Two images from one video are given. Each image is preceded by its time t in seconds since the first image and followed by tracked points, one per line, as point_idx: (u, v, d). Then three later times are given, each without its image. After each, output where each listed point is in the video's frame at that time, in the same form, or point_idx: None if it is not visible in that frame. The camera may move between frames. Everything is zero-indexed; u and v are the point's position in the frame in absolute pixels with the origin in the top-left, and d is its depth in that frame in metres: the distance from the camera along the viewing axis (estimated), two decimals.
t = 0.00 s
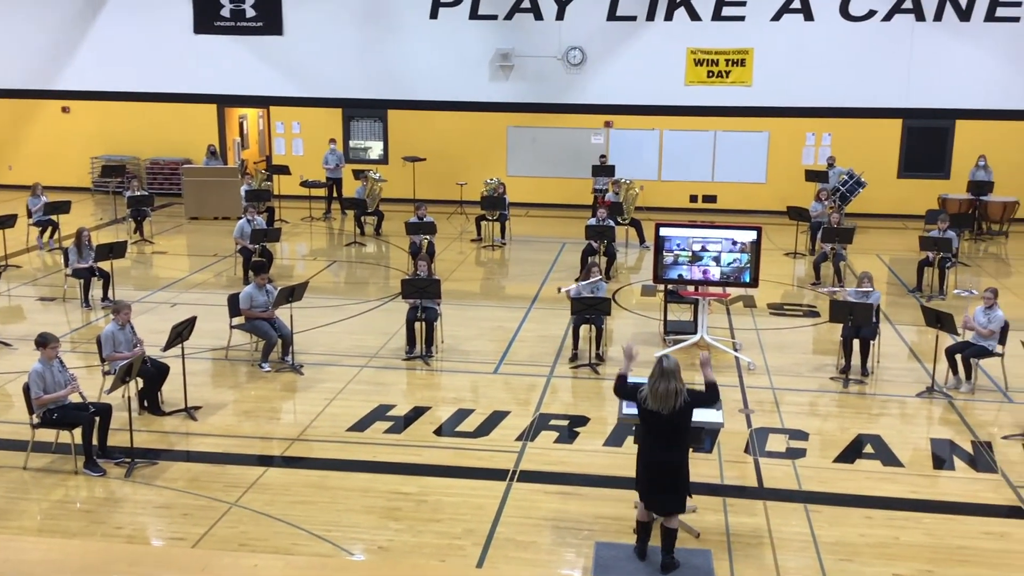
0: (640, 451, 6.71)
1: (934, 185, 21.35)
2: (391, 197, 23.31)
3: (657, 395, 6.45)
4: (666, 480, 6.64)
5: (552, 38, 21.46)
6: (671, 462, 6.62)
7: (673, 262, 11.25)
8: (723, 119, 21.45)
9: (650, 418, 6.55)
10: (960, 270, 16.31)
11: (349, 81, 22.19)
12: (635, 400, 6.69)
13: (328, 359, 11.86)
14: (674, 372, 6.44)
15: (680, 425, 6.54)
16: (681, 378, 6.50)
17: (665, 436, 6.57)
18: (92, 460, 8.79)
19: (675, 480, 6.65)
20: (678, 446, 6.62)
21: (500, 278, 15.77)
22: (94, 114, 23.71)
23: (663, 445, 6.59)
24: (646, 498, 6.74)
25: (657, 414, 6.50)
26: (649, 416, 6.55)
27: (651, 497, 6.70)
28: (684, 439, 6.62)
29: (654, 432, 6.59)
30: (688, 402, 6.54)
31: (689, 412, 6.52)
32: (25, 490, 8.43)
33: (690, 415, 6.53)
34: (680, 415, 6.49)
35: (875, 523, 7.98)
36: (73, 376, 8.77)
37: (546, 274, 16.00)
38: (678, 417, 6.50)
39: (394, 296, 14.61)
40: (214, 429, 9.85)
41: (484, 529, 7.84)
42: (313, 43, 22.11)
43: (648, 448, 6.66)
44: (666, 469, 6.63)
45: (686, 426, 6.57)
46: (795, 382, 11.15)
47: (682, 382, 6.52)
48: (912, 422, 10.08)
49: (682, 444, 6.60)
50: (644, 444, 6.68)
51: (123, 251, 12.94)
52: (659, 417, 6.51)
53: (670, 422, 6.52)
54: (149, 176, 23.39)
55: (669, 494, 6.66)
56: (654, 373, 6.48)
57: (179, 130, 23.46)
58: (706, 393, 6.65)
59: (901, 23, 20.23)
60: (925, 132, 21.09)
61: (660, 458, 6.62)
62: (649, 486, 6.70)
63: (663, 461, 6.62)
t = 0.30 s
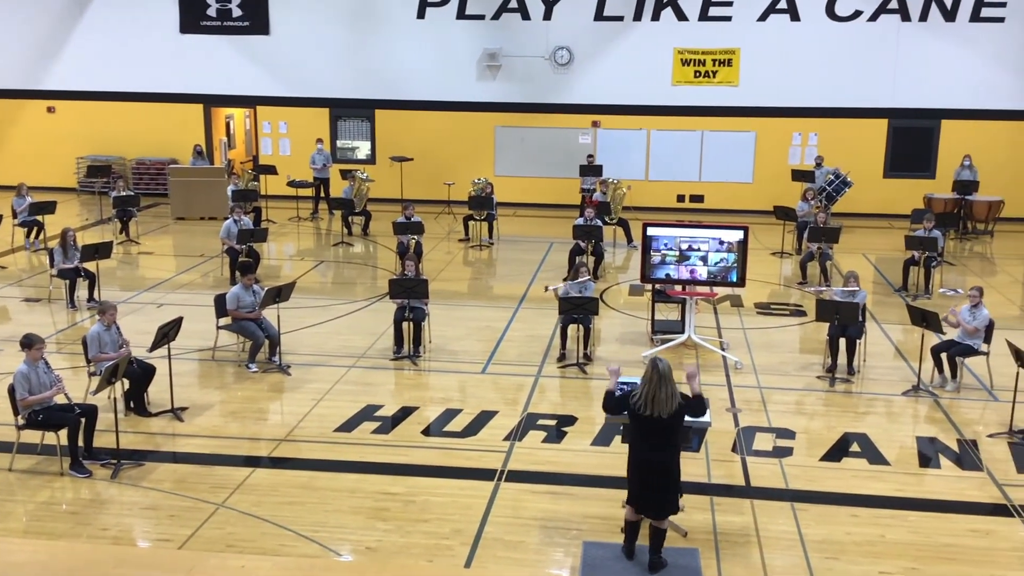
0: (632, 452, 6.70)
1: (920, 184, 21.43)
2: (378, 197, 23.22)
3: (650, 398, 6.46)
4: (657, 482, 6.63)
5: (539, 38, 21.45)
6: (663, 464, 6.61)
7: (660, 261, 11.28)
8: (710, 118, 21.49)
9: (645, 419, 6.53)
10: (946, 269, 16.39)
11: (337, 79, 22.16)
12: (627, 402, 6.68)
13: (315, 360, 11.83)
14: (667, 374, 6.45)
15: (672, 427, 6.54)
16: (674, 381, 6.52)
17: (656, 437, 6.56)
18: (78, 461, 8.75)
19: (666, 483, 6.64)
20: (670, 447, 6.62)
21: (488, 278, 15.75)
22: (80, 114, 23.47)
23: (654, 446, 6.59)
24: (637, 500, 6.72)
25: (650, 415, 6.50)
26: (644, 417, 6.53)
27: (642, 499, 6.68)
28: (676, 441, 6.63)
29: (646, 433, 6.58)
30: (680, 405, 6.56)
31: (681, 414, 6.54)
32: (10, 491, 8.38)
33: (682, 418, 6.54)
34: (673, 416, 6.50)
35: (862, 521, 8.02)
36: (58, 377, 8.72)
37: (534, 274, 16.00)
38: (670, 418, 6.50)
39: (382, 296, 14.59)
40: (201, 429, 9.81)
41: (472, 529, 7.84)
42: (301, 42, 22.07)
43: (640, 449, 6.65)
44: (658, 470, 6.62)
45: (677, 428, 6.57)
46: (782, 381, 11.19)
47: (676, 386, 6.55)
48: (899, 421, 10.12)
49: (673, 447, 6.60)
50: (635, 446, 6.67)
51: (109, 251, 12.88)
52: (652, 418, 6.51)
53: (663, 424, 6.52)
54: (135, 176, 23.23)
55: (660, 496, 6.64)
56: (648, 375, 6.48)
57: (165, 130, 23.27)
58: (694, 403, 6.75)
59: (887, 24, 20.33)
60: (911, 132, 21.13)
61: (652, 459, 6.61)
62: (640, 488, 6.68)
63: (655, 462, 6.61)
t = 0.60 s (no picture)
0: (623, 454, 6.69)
1: (909, 184, 21.50)
2: (368, 196, 23.17)
3: (641, 398, 6.46)
4: (651, 481, 6.64)
5: (529, 38, 21.50)
6: (655, 462, 6.62)
7: (650, 261, 11.30)
8: (700, 118, 21.54)
9: (637, 418, 6.53)
10: (934, 268, 16.47)
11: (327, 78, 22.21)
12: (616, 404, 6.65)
13: (304, 360, 11.81)
14: (657, 372, 6.47)
15: (664, 426, 6.56)
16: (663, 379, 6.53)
17: (648, 437, 6.56)
18: (65, 461, 8.71)
19: (659, 482, 6.65)
20: (662, 447, 6.63)
21: (477, 278, 15.74)
22: (67, 113, 23.36)
23: (646, 446, 6.59)
24: (631, 501, 6.71)
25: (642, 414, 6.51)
26: (636, 416, 6.53)
27: (636, 499, 6.68)
28: (667, 439, 6.64)
29: (638, 434, 6.57)
30: (670, 403, 6.58)
31: (672, 412, 6.56)
32: None
33: (672, 416, 6.56)
34: (664, 414, 6.52)
35: (850, 519, 8.04)
36: (45, 378, 8.68)
37: (523, 274, 16.02)
38: (661, 416, 6.52)
39: (371, 295, 14.57)
40: (190, 430, 9.78)
41: (462, 529, 7.83)
42: (291, 41, 22.10)
43: (632, 450, 6.63)
44: (650, 470, 6.63)
45: (668, 426, 6.59)
46: (771, 380, 11.22)
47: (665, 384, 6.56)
48: (887, 420, 10.16)
49: (665, 446, 6.61)
50: (627, 447, 6.65)
51: (97, 251, 12.82)
52: (643, 417, 6.51)
53: (655, 423, 6.53)
54: (123, 175, 23.11)
55: (654, 495, 6.65)
56: (638, 374, 6.48)
57: (154, 129, 23.17)
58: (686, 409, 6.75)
59: (875, 23, 20.48)
60: (898, 132, 21.15)
61: (645, 459, 6.61)
62: (634, 489, 6.68)
63: (648, 461, 6.62)
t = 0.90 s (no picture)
0: (615, 453, 6.72)
1: (898, 183, 21.59)
2: (358, 195, 23.13)
3: (631, 399, 6.46)
4: (642, 482, 6.66)
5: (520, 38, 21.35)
6: (647, 463, 6.63)
7: (640, 260, 11.31)
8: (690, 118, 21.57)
9: (627, 419, 6.53)
10: (923, 267, 16.51)
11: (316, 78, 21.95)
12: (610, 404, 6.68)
13: (295, 359, 11.78)
14: (648, 373, 6.45)
15: (656, 427, 6.55)
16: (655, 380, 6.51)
17: (639, 437, 6.58)
18: (54, 461, 8.67)
19: (650, 482, 6.66)
20: (654, 447, 6.64)
21: (467, 277, 15.74)
22: (56, 112, 23.35)
23: (638, 446, 6.61)
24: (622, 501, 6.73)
25: (632, 415, 6.50)
26: (626, 417, 6.53)
27: (627, 499, 6.70)
28: (659, 440, 6.64)
29: (628, 434, 6.59)
30: (663, 403, 6.55)
31: (664, 413, 6.53)
32: None
33: (665, 418, 6.54)
34: (655, 416, 6.50)
35: (840, 517, 8.07)
36: (34, 377, 8.64)
37: (514, 273, 16.01)
38: (653, 418, 6.51)
39: (362, 294, 14.56)
40: (179, 429, 9.76)
41: (452, 528, 7.83)
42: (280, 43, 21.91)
43: (624, 451, 6.66)
44: (641, 470, 6.65)
45: (660, 428, 6.57)
46: (760, 379, 11.25)
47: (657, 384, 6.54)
48: (876, 418, 10.20)
49: (656, 447, 6.61)
50: (618, 446, 6.69)
51: (86, 250, 12.77)
52: (634, 418, 6.51)
53: (646, 424, 6.52)
54: (111, 174, 23.02)
55: (644, 496, 6.67)
56: (629, 375, 6.47)
57: (144, 127, 23.13)
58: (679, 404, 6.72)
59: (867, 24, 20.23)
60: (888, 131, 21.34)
61: (635, 460, 6.63)
62: (625, 489, 6.70)
63: (639, 462, 6.64)
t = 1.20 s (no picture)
0: (605, 447, 6.71)
1: (887, 179, 21.68)
2: (349, 192, 23.09)
3: (625, 396, 6.45)
4: (632, 476, 6.66)
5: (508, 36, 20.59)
6: (637, 457, 6.64)
7: (630, 256, 11.33)
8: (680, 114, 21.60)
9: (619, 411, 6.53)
10: (912, 264, 16.55)
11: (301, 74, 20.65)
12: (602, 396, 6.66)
13: (285, 357, 11.75)
14: (643, 368, 6.44)
15: (647, 420, 6.55)
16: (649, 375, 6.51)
17: (631, 431, 6.58)
18: (43, 460, 8.63)
19: (639, 476, 6.67)
20: (644, 440, 6.65)
21: (458, 274, 15.72)
22: (44, 109, 23.24)
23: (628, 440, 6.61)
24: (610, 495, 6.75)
25: (625, 411, 6.50)
26: (618, 409, 6.53)
27: (615, 493, 6.71)
28: (650, 434, 6.65)
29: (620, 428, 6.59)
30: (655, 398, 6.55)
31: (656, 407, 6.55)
32: None
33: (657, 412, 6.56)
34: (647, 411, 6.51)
35: (830, 513, 8.09)
36: (21, 376, 8.60)
37: (504, 270, 16.01)
38: (645, 412, 6.52)
39: (352, 291, 14.53)
40: (169, 427, 9.74)
41: (443, 525, 7.83)
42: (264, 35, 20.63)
43: (614, 442, 6.66)
44: (630, 463, 6.65)
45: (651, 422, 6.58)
46: (750, 375, 11.27)
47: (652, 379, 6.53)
48: (866, 414, 10.24)
49: (647, 439, 6.62)
50: (609, 439, 6.69)
51: (75, 248, 12.71)
52: (626, 412, 6.51)
53: (637, 418, 6.52)
54: (100, 171, 22.91)
55: (632, 490, 6.68)
56: (624, 370, 6.44)
57: (133, 124, 23.04)
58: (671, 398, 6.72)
59: (852, 20, 19.19)
60: (878, 127, 21.42)
61: (626, 454, 6.63)
62: (614, 483, 6.70)
63: (630, 456, 6.64)
